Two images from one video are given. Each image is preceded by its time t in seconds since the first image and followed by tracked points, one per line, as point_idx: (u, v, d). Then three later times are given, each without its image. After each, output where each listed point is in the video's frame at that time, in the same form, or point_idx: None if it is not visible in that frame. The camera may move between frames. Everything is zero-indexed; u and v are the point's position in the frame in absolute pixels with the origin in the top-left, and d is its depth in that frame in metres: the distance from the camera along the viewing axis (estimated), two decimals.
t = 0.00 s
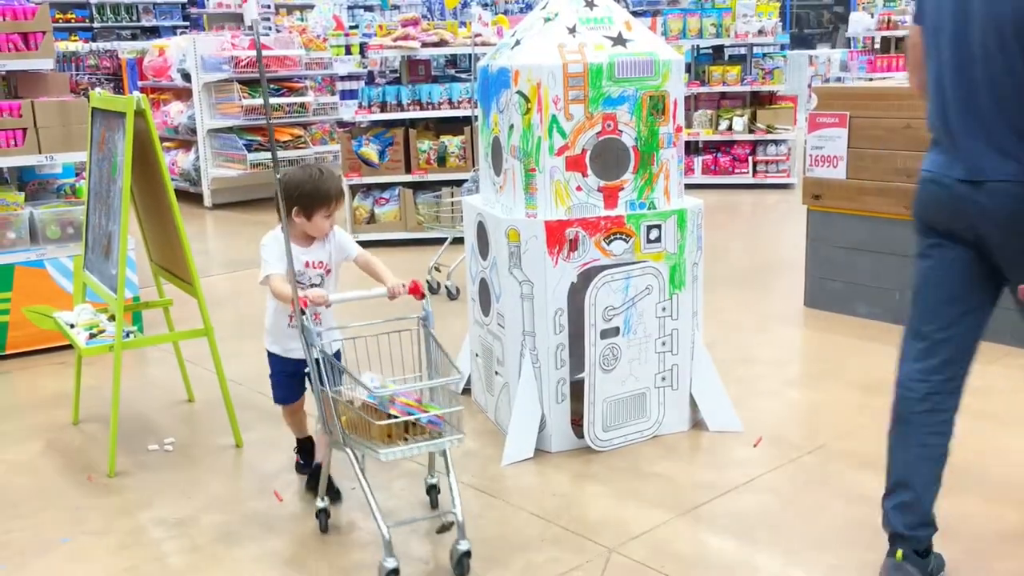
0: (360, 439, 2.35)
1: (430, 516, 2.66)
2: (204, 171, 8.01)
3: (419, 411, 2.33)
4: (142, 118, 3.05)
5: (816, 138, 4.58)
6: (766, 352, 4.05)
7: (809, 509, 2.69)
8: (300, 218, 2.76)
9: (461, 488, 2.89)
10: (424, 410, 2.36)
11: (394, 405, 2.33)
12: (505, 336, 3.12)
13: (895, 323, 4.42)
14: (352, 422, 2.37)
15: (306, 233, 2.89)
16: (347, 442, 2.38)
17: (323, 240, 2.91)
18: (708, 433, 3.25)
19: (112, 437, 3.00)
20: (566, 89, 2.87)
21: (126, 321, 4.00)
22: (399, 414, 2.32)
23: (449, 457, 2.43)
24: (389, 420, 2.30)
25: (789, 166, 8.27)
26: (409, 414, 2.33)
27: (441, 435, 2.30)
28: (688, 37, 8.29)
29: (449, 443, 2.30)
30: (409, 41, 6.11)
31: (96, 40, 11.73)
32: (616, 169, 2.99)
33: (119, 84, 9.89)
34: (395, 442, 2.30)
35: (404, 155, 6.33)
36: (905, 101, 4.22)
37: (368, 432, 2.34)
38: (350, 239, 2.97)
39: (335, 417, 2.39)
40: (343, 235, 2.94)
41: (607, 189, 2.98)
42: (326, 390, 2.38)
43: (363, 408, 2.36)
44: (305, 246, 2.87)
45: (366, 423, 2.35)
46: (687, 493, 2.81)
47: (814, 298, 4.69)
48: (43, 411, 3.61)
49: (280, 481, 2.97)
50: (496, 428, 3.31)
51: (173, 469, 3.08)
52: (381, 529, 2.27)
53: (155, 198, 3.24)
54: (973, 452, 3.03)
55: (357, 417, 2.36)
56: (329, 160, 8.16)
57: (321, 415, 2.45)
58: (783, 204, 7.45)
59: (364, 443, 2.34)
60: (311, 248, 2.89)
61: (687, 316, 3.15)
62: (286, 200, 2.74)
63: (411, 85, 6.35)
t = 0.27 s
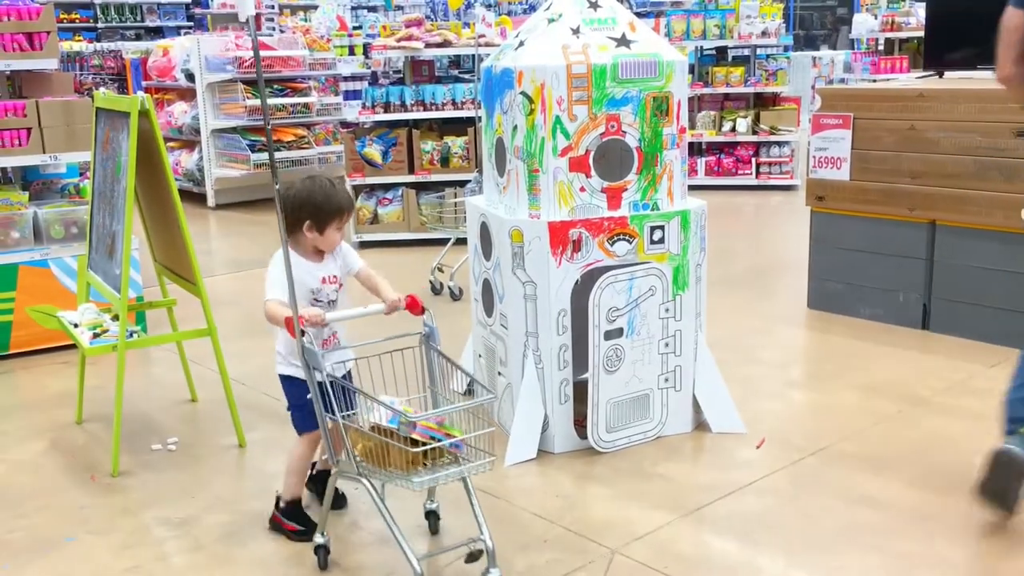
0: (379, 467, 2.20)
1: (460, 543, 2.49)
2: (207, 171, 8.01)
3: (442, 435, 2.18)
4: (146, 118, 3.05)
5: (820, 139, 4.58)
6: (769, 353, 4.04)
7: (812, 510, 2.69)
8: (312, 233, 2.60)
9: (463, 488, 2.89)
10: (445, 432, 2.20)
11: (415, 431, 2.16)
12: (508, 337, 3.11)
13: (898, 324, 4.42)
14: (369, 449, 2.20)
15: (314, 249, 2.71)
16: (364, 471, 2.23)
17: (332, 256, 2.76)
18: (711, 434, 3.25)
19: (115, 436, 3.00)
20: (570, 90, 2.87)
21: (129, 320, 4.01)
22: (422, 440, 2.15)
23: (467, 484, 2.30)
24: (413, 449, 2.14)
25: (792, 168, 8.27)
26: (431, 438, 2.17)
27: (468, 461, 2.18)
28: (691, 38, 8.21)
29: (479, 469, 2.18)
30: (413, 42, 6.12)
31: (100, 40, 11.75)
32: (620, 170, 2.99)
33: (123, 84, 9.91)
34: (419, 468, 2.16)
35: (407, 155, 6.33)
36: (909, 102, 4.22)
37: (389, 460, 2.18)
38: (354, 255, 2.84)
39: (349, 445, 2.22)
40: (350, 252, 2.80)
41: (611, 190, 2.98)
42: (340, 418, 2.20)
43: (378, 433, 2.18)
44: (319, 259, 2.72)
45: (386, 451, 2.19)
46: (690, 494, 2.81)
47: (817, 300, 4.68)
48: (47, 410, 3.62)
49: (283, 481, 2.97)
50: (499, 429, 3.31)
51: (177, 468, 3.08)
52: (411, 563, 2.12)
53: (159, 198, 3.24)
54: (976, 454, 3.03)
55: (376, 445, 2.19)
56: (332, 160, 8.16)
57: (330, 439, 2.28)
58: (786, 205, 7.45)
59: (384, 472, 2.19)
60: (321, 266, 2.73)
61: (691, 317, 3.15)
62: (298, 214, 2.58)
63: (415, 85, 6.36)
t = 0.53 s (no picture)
0: (389, 485, 2.11)
1: (475, 560, 2.39)
2: (210, 171, 8.02)
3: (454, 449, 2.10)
4: (149, 118, 3.05)
5: (822, 141, 4.58)
6: (771, 355, 4.04)
7: (813, 512, 2.69)
8: (366, 238, 2.45)
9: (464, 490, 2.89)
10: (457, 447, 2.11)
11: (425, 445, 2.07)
12: (510, 338, 3.11)
13: (901, 326, 4.41)
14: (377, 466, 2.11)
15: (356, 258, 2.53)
16: (373, 488, 2.14)
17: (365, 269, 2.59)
18: (713, 436, 3.25)
19: (117, 436, 3.01)
20: (572, 91, 2.87)
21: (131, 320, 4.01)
22: (434, 456, 2.07)
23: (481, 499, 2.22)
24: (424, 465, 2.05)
25: (794, 169, 8.28)
26: (442, 453, 2.08)
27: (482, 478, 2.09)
28: (693, 40, 8.31)
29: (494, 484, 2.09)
30: (415, 43, 6.12)
31: (103, 40, 11.76)
32: (623, 172, 2.99)
33: (125, 84, 9.92)
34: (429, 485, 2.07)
35: (409, 156, 6.33)
36: (911, 104, 4.22)
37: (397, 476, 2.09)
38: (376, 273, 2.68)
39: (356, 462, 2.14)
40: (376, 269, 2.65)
41: (613, 191, 2.98)
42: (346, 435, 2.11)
43: (385, 448, 2.09)
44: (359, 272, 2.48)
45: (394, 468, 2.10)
46: (691, 496, 2.80)
47: (819, 301, 4.68)
48: (49, 410, 3.62)
49: (284, 481, 2.97)
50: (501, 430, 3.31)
51: (178, 468, 3.08)
52: None
53: (161, 198, 3.24)
54: (977, 456, 3.02)
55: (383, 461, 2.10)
56: (334, 160, 8.32)
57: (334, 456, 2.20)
58: (788, 207, 7.45)
59: (394, 489, 2.10)
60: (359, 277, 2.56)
61: (693, 318, 3.15)
62: (352, 217, 2.44)
63: (417, 86, 6.36)
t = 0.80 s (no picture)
0: (394, 494, 2.11)
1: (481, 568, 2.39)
2: (211, 172, 8.02)
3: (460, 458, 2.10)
4: (151, 119, 3.06)
5: (823, 143, 4.58)
6: (771, 357, 4.04)
7: (814, 514, 2.69)
8: (447, 232, 2.82)
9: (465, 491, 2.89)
10: (462, 456, 2.10)
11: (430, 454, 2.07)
12: (511, 339, 3.11)
13: (902, 328, 4.41)
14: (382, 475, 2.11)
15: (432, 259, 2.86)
16: (376, 498, 2.12)
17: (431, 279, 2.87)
18: (714, 438, 3.25)
19: (118, 437, 3.01)
20: (573, 93, 2.87)
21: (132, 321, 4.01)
22: (439, 464, 2.06)
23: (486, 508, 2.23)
24: (431, 474, 2.05)
25: (795, 171, 8.29)
26: (448, 462, 2.08)
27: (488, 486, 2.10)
28: (694, 41, 8.33)
29: (501, 492, 2.10)
30: (416, 44, 6.13)
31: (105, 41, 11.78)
32: (624, 173, 2.98)
33: (127, 85, 9.93)
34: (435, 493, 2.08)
35: (410, 157, 6.33)
36: (913, 106, 4.22)
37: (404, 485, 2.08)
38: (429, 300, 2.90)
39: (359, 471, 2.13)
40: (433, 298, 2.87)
41: (614, 193, 2.98)
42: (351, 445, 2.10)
43: (390, 456, 2.10)
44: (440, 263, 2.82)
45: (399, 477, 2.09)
46: (692, 497, 2.80)
47: (819, 303, 4.68)
48: (50, 410, 3.62)
49: (285, 482, 2.97)
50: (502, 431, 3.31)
51: (179, 469, 3.09)
52: None
53: (163, 199, 3.24)
54: (978, 458, 3.02)
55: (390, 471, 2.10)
56: (337, 161, 8.36)
57: (334, 465, 2.17)
58: (789, 208, 7.45)
59: (399, 498, 2.10)
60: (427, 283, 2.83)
61: (694, 320, 3.15)
62: (436, 212, 2.81)
63: (418, 88, 6.37)
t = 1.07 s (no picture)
0: (395, 496, 2.09)
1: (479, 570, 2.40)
2: (211, 174, 8.03)
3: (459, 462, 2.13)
4: (151, 121, 3.07)
5: (823, 144, 4.59)
6: (771, 358, 4.04)
7: (814, 515, 2.69)
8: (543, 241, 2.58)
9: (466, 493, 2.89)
10: (462, 458, 2.14)
11: (431, 457, 2.08)
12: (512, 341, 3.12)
13: (903, 330, 4.41)
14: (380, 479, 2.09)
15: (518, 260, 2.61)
16: (376, 501, 2.11)
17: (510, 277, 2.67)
18: (714, 439, 3.25)
19: (119, 438, 3.01)
20: (573, 95, 2.87)
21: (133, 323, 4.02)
22: (440, 466, 2.08)
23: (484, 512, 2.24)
24: (432, 475, 2.05)
25: (795, 173, 8.30)
26: (449, 464, 2.10)
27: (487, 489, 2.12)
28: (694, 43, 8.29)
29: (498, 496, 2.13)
30: (417, 46, 6.13)
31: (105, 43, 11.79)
32: (624, 175, 2.99)
33: (127, 87, 9.94)
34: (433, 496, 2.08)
35: (411, 159, 6.35)
36: (913, 107, 4.22)
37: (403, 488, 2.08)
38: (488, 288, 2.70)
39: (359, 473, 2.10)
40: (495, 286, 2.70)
41: (614, 195, 2.98)
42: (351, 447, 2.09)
43: (391, 458, 2.08)
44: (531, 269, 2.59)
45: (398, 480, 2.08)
46: (692, 499, 2.80)
47: (820, 304, 4.68)
48: (51, 412, 3.62)
49: (285, 484, 2.97)
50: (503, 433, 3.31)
51: (179, 471, 3.09)
52: None
53: (163, 201, 3.25)
54: (979, 460, 3.02)
55: (388, 475, 2.08)
56: (337, 164, 8.34)
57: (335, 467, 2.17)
58: (790, 210, 7.45)
59: (400, 500, 2.09)
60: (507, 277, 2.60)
61: (694, 322, 3.15)
62: (535, 222, 2.55)
63: (418, 89, 6.37)
